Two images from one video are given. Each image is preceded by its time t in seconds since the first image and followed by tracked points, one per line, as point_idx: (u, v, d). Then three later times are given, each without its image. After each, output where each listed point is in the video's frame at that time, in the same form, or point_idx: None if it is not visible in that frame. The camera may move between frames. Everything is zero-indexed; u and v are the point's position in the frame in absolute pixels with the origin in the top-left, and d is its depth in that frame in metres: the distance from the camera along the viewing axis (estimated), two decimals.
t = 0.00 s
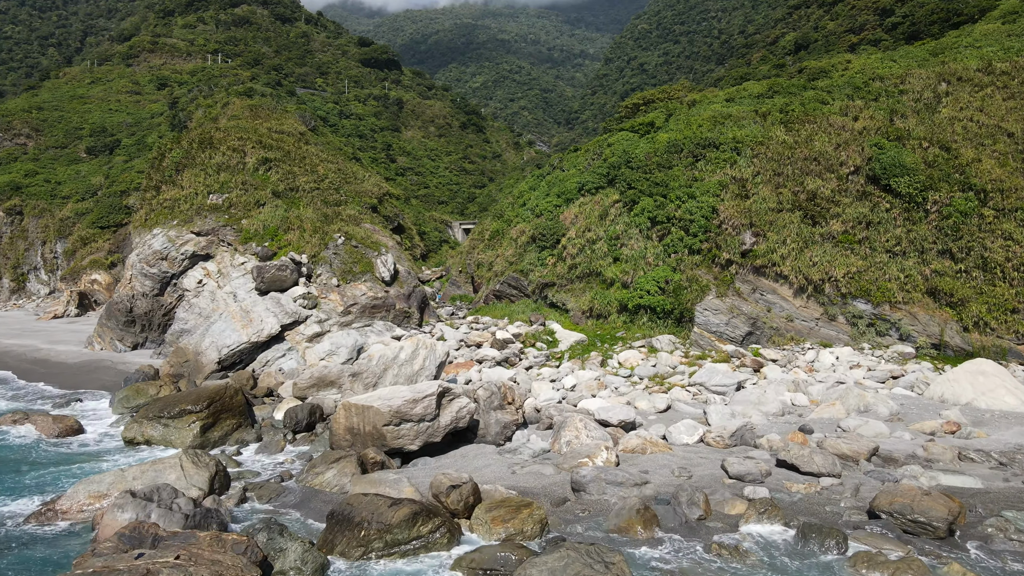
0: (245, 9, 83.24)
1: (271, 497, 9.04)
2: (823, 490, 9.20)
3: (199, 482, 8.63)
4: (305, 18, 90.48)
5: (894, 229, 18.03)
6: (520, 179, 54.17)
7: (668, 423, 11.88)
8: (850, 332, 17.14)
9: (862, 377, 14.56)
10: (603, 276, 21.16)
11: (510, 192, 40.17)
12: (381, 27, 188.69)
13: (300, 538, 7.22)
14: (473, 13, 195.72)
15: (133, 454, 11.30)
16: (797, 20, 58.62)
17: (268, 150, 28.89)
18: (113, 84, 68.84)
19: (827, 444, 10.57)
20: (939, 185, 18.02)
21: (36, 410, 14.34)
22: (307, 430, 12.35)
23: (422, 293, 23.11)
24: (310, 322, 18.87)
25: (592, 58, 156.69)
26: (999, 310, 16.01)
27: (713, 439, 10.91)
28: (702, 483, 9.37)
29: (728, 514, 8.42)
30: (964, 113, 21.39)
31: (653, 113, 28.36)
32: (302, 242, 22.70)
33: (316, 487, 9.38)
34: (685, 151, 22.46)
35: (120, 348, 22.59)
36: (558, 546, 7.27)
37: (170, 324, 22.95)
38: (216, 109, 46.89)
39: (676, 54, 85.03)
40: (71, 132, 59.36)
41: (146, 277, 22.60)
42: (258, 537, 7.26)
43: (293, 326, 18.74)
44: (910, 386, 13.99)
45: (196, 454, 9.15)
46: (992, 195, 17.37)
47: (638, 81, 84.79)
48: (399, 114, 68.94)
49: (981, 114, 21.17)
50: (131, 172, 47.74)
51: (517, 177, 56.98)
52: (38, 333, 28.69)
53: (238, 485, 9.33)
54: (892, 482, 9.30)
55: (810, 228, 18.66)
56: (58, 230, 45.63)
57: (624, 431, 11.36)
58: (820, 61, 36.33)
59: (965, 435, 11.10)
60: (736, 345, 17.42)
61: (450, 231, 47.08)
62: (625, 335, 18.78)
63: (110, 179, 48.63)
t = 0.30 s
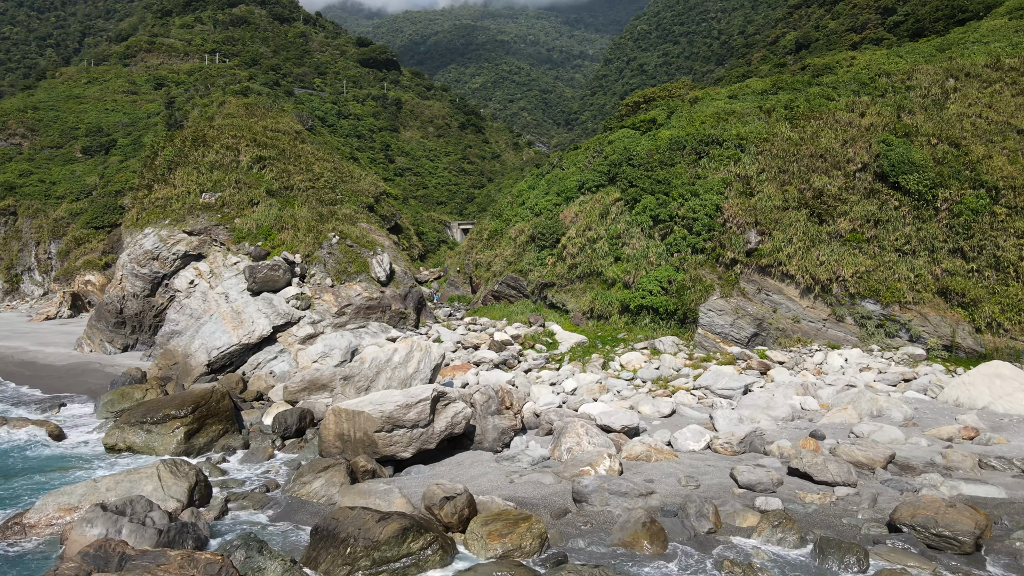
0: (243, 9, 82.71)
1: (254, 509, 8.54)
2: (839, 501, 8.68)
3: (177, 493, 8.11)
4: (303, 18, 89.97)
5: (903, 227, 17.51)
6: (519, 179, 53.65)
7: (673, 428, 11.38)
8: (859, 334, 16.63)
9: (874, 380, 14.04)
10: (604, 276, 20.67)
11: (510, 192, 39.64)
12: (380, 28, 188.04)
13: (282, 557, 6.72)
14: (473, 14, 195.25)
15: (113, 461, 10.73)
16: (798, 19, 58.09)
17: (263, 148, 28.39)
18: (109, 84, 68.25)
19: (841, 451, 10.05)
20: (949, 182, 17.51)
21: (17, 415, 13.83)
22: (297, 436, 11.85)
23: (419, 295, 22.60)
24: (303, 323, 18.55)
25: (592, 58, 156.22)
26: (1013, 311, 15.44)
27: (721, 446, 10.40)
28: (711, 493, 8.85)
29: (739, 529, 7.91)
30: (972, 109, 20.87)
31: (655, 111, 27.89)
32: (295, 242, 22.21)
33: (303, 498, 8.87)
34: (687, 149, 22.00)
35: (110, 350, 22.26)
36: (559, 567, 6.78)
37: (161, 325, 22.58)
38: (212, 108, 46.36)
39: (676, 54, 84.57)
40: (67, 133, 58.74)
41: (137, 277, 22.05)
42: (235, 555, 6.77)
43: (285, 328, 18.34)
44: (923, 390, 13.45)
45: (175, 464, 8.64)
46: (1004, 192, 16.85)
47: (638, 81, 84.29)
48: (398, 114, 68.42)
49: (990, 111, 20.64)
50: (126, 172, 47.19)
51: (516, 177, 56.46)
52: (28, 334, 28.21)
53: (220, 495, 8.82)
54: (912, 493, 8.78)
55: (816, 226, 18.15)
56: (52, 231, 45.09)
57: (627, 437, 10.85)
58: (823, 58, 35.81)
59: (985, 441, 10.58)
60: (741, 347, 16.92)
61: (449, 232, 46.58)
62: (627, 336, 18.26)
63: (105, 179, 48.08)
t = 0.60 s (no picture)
0: (241, 8, 82.22)
1: (239, 520, 8.07)
2: (859, 512, 8.19)
3: (156, 505, 7.64)
4: (301, 17, 89.51)
5: (914, 225, 17.00)
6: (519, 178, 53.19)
7: (680, 434, 10.92)
8: (869, 334, 16.15)
9: (886, 383, 13.56)
10: (605, 275, 20.20)
11: (509, 191, 39.15)
12: (380, 27, 187.49)
13: None
14: (472, 14, 194.79)
15: (94, 468, 10.33)
16: (799, 18, 57.60)
17: (257, 146, 27.93)
18: (106, 82, 67.73)
19: (858, 458, 9.56)
20: (961, 178, 17.01)
21: None
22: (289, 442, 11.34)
23: (417, 295, 22.19)
24: (297, 323, 18.06)
25: (591, 58, 155.77)
26: None
27: (731, 452, 9.93)
28: (722, 503, 8.37)
29: (753, 542, 7.43)
30: (982, 104, 20.39)
31: (658, 107, 27.43)
32: (290, 240, 21.75)
33: (291, 508, 8.39)
34: (691, 145, 21.57)
35: (101, 352, 21.41)
36: None
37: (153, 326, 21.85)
38: (208, 106, 45.87)
39: (676, 54, 84.15)
40: (63, 132, 58.22)
41: (128, 277, 21.59)
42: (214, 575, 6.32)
43: (278, 329, 17.88)
44: (937, 393, 12.96)
45: (154, 473, 8.16)
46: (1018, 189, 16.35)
47: (637, 81, 83.82)
48: (397, 113, 67.93)
49: (1000, 106, 20.14)
50: (122, 171, 46.68)
51: (516, 176, 55.99)
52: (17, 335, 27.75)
53: (203, 507, 8.35)
54: (935, 503, 8.29)
55: (825, 224, 17.67)
56: (47, 231, 44.60)
57: (633, 443, 10.37)
58: (826, 54, 35.37)
59: (1006, 447, 10.10)
60: (748, 348, 16.49)
61: (448, 231, 46.14)
62: (630, 337, 17.77)
63: (100, 178, 47.66)
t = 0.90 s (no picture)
0: (240, 7, 81.70)
1: (222, 534, 7.58)
2: (883, 526, 7.66)
3: (133, 519, 7.15)
4: (301, 16, 88.97)
5: (926, 222, 16.44)
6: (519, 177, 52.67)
7: (689, 440, 10.41)
8: (881, 335, 15.65)
9: (902, 385, 13.03)
10: (608, 274, 19.71)
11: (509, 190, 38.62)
12: (380, 27, 186.92)
13: None
14: (472, 14, 194.26)
15: (74, 475, 9.81)
16: (800, 16, 57.07)
17: (253, 143, 27.43)
18: (104, 81, 67.19)
19: (879, 466, 9.03)
20: (975, 173, 16.44)
21: None
22: (279, 449, 10.83)
23: (414, 294, 21.82)
24: (291, 324, 17.59)
25: (591, 58, 155.24)
26: None
27: (744, 460, 9.42)
28: (737, 516, 7.85)
29: (773, 559, 6.91)
30: (995, 99, 19.84)
31: (662, 103, 26.96)
32: (285, 239, 21.25)
33: (278, 522, 7.90)
34: (696, 141, 21.11)
35: (92, 353, 21.17)
36: None
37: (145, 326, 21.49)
38: (205, 104, 45.35)
39: (676, 54, 83.66)
40: (59, 131, 57.68)
41: (119, 277, 21.01)
42: None
43: (272, 330, 17.38)
44: (955, 396, 12.43)
45: (131, 484, 7.66)
46: None
47: (638, 80, 83.30)
48: (396, 112, 67.44)
49: (1013, 100, 19.58)
50: (118, 170, 46.19)
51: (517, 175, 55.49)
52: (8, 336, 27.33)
53: (184, 520, 7.85)
54: (963, 515, 7.78)
55: (834, 221, 17.17)
56: (42, 230, 44.08)
57: (640, 450, 9.85)
58: (831, 50, 34.83)
59: None
60: (757, 349, 15.98)
61: (448, 230, 45.68)
62: (635, 338, 17.26)
63: (96, 177, 47.27)
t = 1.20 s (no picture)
0: (240, 6, 81.19)
1: (202, 551, 7.06)
2: (911, 542, 7.11)
3: (104, 537, 6.64)
4: (301, 15, 88.44)
5: (940, 219, 15.86)
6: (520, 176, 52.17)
7: (699, 447, 9.91)
8: (894, 336, 15.13)
9: (919, 388, 12.50)
10: (612, 273, 19.22)
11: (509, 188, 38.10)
12: (380, 27, 186.46)
13: None
14: (472, 14, 193.76)
15: (51, 485, 9.29)
16: (803, 14, 56.52)
17: (248, 140, 26.94)
18: (101, 80, 66.65)
19: (903, 476, 8.48)
20: (990, 168, 15.86)
21: None
22: (269, 455, 10.30)
23: (413, 294, 21.32)
24: (285, 325, 17.18)
25: (592, 58, 154.67)
26: None
27: (758, 469, 8.89)
28: (753, 532, 7.30)
29: None
30: (1008, 92, 19.28)
31: (665, 99, 26.46)
32: (280, 237, 20.77)
33: (262, 537, 7.39)
34: (701, 136, 20.61)
35: (81, 355, 20.02)
36: None
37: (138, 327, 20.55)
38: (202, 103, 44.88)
39: (677, 53, 83.14)
40: (56, 130, 57.16)
41: (110, 277, 20.59)
42: None
43: (265, 330, 16.98)
44: (975, 400, 11.87)
45: (104, 497, 7.13)
46: None
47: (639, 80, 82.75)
48: (396, 112, 66.94)
49: None
50: (114, 169, 45.69)
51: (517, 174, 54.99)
52: None
53: (162, 536, 7.33)
54: (996, 530, 7.23)
55: (845, 218, 16.64)
56: (37, 230, 43.57)
57: (647, 457, 9.34)
58: (835, 46, 34.31)
59: None
60: (766, 351, 15.48)
61: (447, 230, 45.25)
62: (640, 339, 16.76)
63: (92, 176, 46.91)
